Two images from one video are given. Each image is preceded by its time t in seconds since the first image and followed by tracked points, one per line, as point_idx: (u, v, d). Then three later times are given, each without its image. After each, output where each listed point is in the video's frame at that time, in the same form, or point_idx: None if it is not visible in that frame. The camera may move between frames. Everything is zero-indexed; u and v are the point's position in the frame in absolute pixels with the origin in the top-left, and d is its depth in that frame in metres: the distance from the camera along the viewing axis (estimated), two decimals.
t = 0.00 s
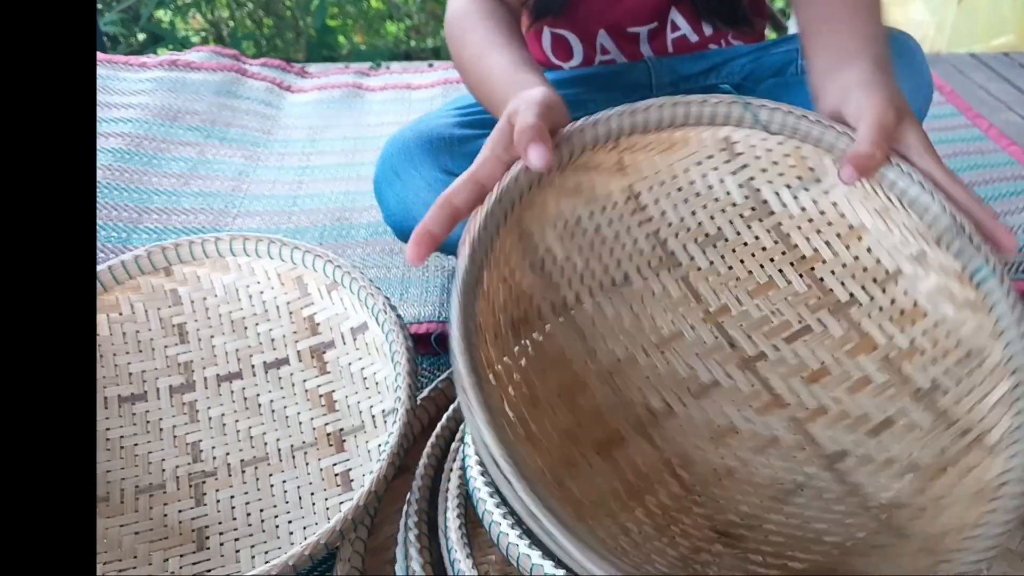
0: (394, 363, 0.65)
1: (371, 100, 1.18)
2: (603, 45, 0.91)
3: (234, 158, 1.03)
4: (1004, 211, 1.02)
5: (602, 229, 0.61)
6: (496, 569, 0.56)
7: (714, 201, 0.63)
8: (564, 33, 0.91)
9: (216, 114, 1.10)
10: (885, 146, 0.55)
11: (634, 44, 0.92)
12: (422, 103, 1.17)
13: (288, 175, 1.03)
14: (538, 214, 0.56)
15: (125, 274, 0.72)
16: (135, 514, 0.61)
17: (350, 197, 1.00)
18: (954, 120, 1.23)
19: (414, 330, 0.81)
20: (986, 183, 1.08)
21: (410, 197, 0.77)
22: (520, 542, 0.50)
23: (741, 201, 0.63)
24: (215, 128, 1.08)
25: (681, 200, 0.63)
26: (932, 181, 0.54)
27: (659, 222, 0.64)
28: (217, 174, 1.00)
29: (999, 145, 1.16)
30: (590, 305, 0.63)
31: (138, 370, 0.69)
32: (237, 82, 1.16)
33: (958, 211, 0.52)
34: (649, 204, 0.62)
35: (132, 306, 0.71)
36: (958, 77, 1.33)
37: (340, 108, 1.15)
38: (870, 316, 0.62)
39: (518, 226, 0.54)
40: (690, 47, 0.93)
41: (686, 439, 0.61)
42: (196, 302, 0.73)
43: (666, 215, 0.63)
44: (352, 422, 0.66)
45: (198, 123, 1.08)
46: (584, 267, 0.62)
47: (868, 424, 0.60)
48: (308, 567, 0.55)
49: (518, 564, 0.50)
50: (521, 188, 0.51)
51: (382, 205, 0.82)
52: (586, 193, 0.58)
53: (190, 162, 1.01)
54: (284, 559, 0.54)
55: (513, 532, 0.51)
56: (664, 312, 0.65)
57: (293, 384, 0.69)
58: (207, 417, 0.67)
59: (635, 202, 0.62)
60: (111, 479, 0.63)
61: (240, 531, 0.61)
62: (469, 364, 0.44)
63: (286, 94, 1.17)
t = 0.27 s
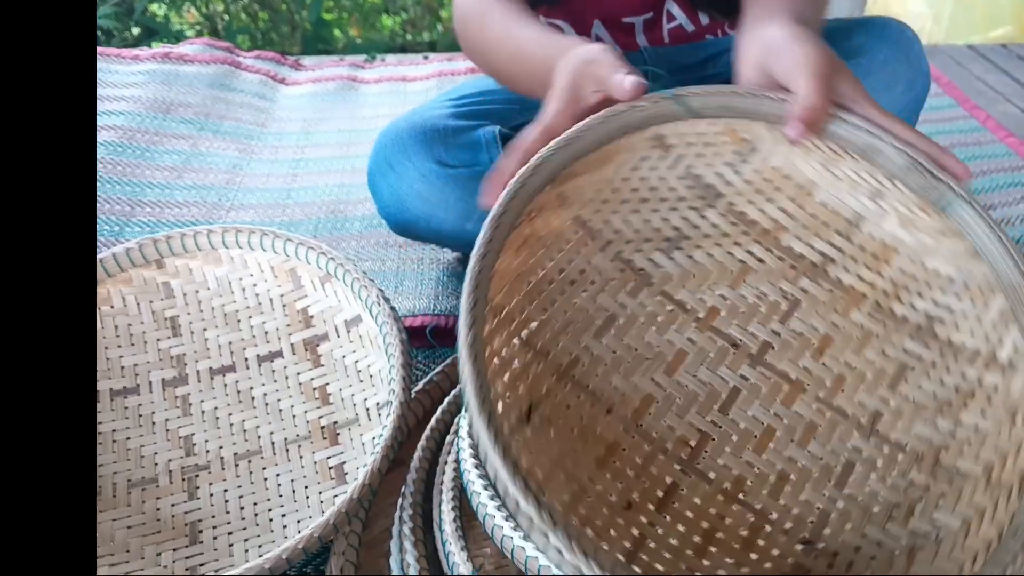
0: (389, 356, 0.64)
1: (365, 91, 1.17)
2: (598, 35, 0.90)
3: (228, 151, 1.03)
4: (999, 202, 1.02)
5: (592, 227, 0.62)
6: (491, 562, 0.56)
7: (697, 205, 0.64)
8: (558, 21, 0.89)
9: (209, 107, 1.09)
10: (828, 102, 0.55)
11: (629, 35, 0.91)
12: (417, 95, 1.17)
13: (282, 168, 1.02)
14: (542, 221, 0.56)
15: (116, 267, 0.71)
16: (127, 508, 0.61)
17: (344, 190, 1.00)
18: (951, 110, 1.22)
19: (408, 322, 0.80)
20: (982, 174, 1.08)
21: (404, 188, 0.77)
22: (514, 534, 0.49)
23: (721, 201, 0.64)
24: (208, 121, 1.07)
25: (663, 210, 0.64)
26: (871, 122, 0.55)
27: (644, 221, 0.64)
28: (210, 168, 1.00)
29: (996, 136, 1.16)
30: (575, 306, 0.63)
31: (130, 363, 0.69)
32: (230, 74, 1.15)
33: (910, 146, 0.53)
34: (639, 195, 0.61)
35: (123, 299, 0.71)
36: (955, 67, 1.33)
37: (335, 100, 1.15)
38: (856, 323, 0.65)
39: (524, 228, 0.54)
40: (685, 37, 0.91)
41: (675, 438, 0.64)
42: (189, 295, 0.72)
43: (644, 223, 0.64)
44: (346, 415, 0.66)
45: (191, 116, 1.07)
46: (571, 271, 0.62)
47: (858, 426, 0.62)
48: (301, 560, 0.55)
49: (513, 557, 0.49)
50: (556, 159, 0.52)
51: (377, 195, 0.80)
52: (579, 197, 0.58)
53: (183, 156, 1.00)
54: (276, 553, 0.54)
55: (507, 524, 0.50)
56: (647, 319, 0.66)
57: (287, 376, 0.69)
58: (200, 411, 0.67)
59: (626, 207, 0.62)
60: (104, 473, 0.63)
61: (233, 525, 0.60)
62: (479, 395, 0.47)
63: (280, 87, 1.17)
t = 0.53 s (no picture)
0: (386, 351, 0.64)
1: (362, 87, 1.17)
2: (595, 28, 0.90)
3: (224, 146, 1.02)
4: (1000, 195, 1.02)
5: (571, 240, 0.62)
6: (490, 557, 0.55)
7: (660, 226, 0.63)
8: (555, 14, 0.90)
9: (206, 102, 1.09)
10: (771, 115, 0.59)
11: (627, 28, 0.91)
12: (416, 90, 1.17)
13: (279, 163, 1.02)
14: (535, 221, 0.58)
15: (112, 263, 0.70)
16: (125, 505, 0.61)
17: (342, 184, 0.99)
18: (950, 105, 1.22)
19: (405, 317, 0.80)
20: (983, 167, 1.07)
21: (400, 182, 0.76)
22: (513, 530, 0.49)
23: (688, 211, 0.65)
24: (205, 116, 1.06)
25: (637, 222, 0.65)
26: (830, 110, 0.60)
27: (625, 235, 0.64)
28: (207, 163, 0.99)
29: (996, 129, 1.16)
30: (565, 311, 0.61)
31: (126, 359, 0.68)
32: (227, 70, 1.15)
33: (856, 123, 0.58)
34: (616, 203, 0.63)
35: (119, 295, 0.71)
36: (954, 62, 1.32)
37: (331, 95, 1.14)
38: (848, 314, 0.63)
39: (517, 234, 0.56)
40: (684, 29, 0.91)
41: (679, 443, 0.59)
42: (185, 290, 0.72)
43: (623, 235, 0.64)
44: (343, 411, 0.65)
45: (187, 111, 1.06)
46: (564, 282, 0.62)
47: (857, 408, 0.60)
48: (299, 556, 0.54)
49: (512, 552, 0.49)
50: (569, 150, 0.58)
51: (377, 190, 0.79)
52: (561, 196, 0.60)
53: (180, 150, 1.00)
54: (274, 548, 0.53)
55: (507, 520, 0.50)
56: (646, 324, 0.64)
57: (284, 372, 0.68)
58: (197, 406, 0.67)
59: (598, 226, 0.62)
60: (100, 469, 0.62)
61: (231, 521, 0.60)
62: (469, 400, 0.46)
63: (277, 82, 1.16)
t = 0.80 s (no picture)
0: (383, 346, 0.63)
1: (360, 81, 1.16)
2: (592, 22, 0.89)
3: (221, 142, 1.02)
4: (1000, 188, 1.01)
5: (557, 240, 0.61)
6: (488, 552, 0.55)
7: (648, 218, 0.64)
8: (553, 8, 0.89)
9: (203, 98, 1.08)
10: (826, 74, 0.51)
11: (625, 22, 0.90)
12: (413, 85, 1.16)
13: (276, 158, 1.01)
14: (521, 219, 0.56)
15: (107, 258, 0.70)
16: (121, 500, 0.60)
17: (339, 179, 0.99)
18: (950, 99, 1.22)
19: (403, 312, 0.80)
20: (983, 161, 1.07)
21: (398, 176, 0.76)
22: (513, 526, 0.49)
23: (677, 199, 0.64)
24: (202, 111, 1.06)
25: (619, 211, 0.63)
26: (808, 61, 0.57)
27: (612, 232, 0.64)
28: (204, 158, 0.99)
29: (995, 123, 1.15)
30: (559, 310, 0.63)
31: (122, 355, 0.68)
32: (224, 65, 1.14)
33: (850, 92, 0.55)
34: (604, 196, 0.61)
35: (115, 290, 0.70)
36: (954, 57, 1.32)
37: (329, 90, 1.14)
38: (845, 298, 0.64)
39: (497, 243, 0.53)
40: (682, 22, 0.90)
41: (704, 419, 0.60)
42: (181, 285, 0.72)
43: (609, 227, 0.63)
44: (341, 406, 0.65)
45: (184, 107, 1.06)
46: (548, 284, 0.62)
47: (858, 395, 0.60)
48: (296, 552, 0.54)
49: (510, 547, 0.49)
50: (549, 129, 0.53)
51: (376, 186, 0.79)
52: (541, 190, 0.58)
53: (176, 146, 1.00)
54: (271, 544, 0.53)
55: (506, 516, 0.50)
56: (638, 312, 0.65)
57: (281, 367, 0.68)
58: (194, 402, 0.66)
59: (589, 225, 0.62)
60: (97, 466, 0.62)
61: (228, 516, 0.60)
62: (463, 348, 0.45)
63: (274, 77, 1.16)
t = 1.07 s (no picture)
0: (382, 338, 0.63)
1: (359, 74, 1.16)
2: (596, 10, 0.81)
3: (219, 135, 1.02)
4: (1001, 180, 1.01)
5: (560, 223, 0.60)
6: (487, 545, 0.55)
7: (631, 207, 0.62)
8: None
9: (201, 91, 1.08)
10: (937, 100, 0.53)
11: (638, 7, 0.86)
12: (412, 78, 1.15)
13: (275, 151, 1.01)
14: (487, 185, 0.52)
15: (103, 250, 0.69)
16: (119, 494, 0.60)
17: (337, 172, 0.98)
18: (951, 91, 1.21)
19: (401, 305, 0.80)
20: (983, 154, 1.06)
21: (396, 169, 0.76)
22: (511, 518, 0.49)
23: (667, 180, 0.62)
24: (200, 105, 1.05)
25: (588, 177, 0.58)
26: (832, 46, 0.56)
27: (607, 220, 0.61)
28: (201, 152, 0.99)
29: (996, 115, 1.14)
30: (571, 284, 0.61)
31: (120, 348, 0.68)
32: (221, 58, 1.14)
33: (874, 68, 0.55)
34: (596, 172, 0.60)
35: (112, 283, 0.70)
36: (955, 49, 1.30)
37: (327, 83, 1.13)
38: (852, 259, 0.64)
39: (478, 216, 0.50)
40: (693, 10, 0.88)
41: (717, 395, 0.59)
42: (179, 278, 0.71)
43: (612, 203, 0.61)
44: (339, 399, 0.65)
45: (182, 100, 1.05)
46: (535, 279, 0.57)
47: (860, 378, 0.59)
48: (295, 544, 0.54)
49: (509, 539, 0.49)
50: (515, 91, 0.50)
51: (370, 180, 0.79)
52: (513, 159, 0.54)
53: (174, 140, 0.99)
54: (269, 537, 0.53)
55: (504, 507, 0.50)
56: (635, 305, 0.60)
57: (280, 360, 0.68)
58: (192, 395, 0.66)
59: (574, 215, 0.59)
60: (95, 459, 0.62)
61: (226, 509, 0.60)
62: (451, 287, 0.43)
63: (272, 70, 1.15)
